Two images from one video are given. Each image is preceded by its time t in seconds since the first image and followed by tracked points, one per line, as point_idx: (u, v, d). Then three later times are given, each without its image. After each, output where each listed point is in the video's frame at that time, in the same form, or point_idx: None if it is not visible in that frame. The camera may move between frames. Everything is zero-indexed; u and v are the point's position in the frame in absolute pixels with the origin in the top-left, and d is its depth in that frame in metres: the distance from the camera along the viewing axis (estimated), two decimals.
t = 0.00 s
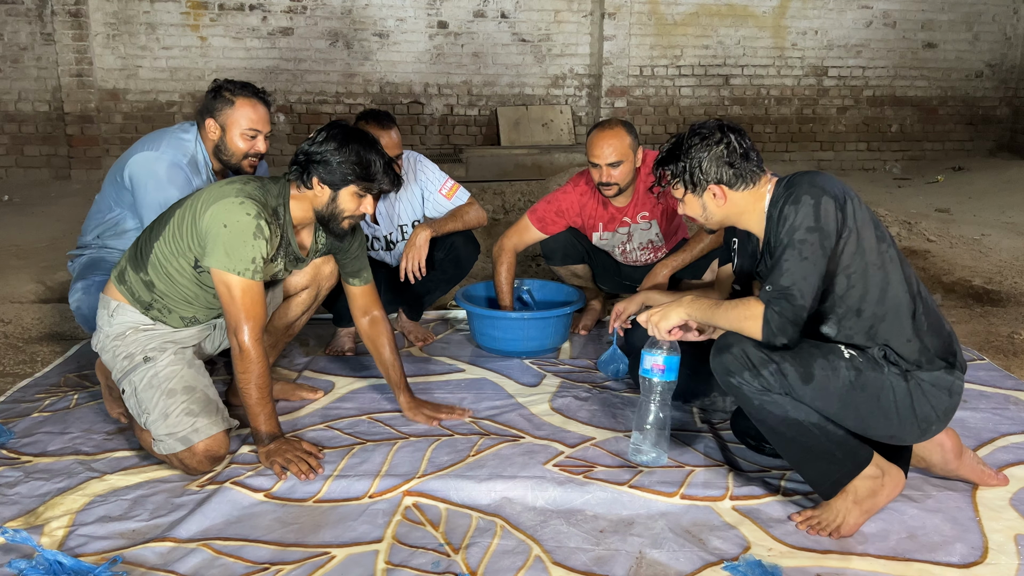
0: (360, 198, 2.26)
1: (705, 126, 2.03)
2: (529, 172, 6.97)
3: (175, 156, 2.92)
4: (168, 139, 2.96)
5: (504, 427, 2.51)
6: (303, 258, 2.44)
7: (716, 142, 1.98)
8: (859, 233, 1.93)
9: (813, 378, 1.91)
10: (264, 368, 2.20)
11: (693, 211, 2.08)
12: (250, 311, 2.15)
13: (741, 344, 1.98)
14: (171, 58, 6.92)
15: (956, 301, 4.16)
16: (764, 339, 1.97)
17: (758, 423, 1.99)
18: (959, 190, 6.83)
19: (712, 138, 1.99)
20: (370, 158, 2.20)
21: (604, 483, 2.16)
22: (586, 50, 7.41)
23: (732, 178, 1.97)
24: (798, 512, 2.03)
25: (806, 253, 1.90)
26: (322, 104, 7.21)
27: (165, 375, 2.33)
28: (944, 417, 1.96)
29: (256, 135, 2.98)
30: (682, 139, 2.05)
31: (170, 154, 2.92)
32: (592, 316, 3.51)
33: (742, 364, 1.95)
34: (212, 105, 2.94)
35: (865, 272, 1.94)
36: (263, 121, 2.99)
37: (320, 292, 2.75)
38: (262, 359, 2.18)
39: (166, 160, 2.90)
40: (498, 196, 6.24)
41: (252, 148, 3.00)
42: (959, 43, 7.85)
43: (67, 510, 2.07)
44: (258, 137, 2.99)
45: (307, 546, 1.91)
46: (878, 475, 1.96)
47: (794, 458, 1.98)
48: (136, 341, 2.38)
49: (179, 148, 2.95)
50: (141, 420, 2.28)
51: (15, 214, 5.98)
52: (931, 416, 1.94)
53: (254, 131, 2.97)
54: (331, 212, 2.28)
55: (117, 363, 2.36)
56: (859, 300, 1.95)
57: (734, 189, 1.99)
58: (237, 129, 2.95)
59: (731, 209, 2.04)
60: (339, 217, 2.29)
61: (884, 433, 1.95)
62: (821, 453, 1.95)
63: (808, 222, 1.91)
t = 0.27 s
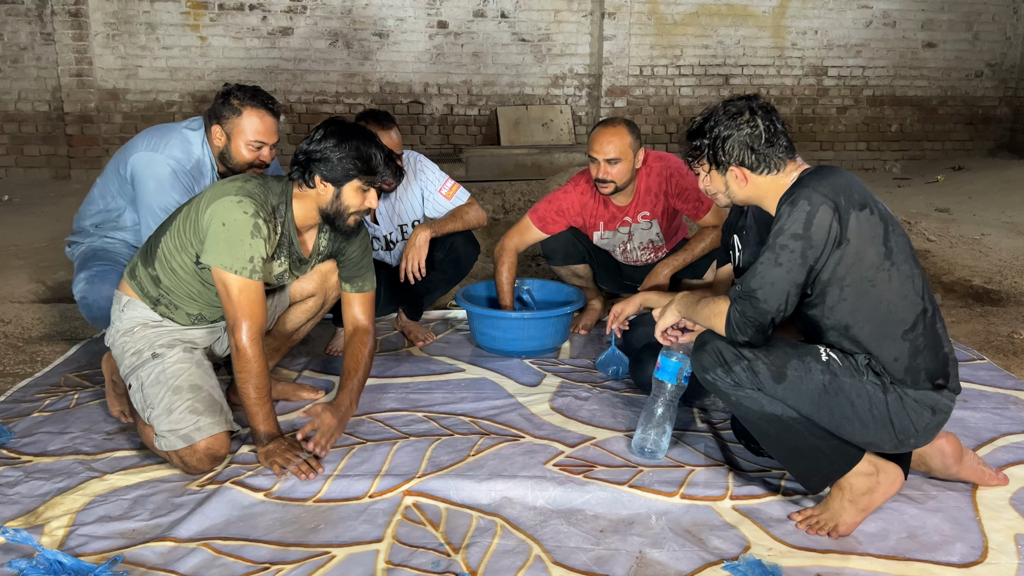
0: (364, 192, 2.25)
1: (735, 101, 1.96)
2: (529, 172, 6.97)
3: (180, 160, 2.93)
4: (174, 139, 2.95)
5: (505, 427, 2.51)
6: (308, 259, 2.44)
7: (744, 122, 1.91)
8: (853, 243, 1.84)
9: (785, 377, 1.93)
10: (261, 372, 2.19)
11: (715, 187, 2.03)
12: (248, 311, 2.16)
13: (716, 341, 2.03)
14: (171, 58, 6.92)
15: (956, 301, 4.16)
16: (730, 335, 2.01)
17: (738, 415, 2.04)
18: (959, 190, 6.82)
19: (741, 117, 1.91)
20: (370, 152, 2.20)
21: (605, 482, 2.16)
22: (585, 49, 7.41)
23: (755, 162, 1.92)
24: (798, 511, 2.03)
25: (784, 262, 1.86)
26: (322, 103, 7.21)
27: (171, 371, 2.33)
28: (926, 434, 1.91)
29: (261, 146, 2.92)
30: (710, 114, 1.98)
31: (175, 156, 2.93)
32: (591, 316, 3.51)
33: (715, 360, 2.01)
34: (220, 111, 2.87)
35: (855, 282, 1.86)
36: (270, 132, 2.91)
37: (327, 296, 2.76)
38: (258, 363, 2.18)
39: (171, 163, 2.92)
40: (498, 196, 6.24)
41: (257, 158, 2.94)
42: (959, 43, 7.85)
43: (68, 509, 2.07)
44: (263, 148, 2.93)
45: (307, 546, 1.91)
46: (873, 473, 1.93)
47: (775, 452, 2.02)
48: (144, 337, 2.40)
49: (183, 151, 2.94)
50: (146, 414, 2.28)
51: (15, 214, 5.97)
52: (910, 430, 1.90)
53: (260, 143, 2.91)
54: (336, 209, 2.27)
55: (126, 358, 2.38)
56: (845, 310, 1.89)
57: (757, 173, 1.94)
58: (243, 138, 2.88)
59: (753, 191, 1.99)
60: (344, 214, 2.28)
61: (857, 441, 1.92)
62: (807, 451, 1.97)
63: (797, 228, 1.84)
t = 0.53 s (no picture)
0: (376, 199, 2.25)
1: (746, 96, 1.94)
2: (529, 171, 6.97)
3: (168, 165, 2.93)
4: (160, 140, 2.94)
5: (505, 427, 2.51)
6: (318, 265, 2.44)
7: (757, 113, 1.89)
8: (857, 250, 1.83)
9: (787, 376, 1.92)
10: (258, 373, 2.20)
11: (730, 186, 1.99)
12: (246, 313, 2.15)
13: (718, 341, 2.04)
14: (171, 57, 6.92)
15: (956, 300, 4.16)
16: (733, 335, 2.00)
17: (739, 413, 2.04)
18: (959, 190, 6.81)
19: (753, 109, 1.90)
20: (381, 160, 2.18)
21: (605, 482, 2.16)
22: (586, 49, 7.41)
23: (774, 152, 1.90)
24: (799, 511, 2.03)
25: (788, 268, 1.85)
26: (322, 103, 7.21)
27: (176, 370, 2.34)
28: (926, 435, 1.91)
29: (249, 139, 2.90)
30: (722, 110, 1.96)
31: (163, 162, 2.93)
32: (592, 316, 3.50)
33: (718, 359, 2.01)
34: (203, 105, 2.85)
35: (858, 285, 1.85)
36: (257, 125, 2.87)
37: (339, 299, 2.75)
38: (256, 365, 2.18)
39: (159, 169, 2.93)
40: (498, 196, 6.24)
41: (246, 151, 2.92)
42: (960, 43, 7.85)
43: (68, 509, 2.07)
44: (252, 141, 2.90)
45: (307, 546, 1.91)
46: (875, 473, 1.93)
47: (777, 451, 2.02)
48: (151, 335, 2.40)
49: (171, 154, 2.94)
50: (149, 412, 2.29)
51: (16, 214, 5.97)
52: (911, 430, 1.90)
53: (248, 137, 2.89)
54: (349, 217, 2.26)
55: (133, 356, 2.39)
56: (848, 313, 1.89)
57: (775, 164, 1.91)
58: (231, 134, 2.87)
59: (769, 186, 1.95)
60: (357, 222, 2.27)
61: (859, 440, 1.92)
62: (808, 449, 1.96)
63: (802, 234, 1.83)
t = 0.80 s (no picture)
0: (416, 204, 2.32)
1: (748, 99, 1.93)
2: (530, 171, 6.97)
3: (159, 156, 2.96)
4: (153, 134, 2.97)
5: (505, 427, 2.51)
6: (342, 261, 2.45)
7: (760, 113, 1.89)
8: (864, 249, 1.83)
9: (795, 377, 1.92)
10: (273, 372, 2.19)
11: (734, 189, 1.98)
12: (266, 317, 2.13)
13: (725, 341, 2.04)
14: (172, 57, 6.92)
15: (957, 300, 4.16)
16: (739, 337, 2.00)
17: (746, 414, 2.04)
18: (960, 190, 6.81)
19: (755, 110, 1.90)
20: (427, 167, 2.24)
21: (605, 481, 2.16)
22: (586, 49, 7.41)
23: (779, 151, 1.90)
24: (799, 511, 2.03)
25: (797, 267, 1.85)
26: (322, 103, 7.21)
27: (178, 369, 2.33)
28: (931, 434, 1.92)
29: (241, 135, 2.91)
30: (723, 112, 1.95)
31: (153, 154, 2.96)
32: (591, 316, 3.50)
33: (725, 360, 2.02)
34: (195, 104, 2.88)
35: (864, 284, 1.86)
36: (248, 119, 2.90)
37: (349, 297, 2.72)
38: (271, 366, 2.17)
39: (147, 160, 2.94)
40: (498, 196, 6.23)
41: (239, 147, 2.93)
42: (960, 42, 7.84)
43: (69, 509, 2.07)
44: (243, 136, 2.91)
45: (307, 545, 1.91)
46: (877, 473, 1.93)
47: (783, 452, 2.01)
48: (157, 326, 2.35)
49: (164, 147, 2.97)
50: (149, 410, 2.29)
51: (16, 214, 5.97)
52: (916, 430, 1.90)
53: (240, 131, 2.89)
54: (388, 220, 2.30)
55: (135, 344, 2.34)
56: (854, 313, 1.89)
57: (781, 163, 1.92)
58: (222, 128, 2.87)
59: (775, 187, 1.95)
60: (394, 226, 2.32)
61: (866, 439, 1.91)
62: (814, 450, 1.96)
63: (810, 233, 1.83)
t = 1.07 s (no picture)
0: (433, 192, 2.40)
1: (750, 100, 1.94)
2: (530, 171, 6.97)
3: (159, 152, 2.98)
4: (156, 133, 3.00)
5: (505, 427, 2.51)
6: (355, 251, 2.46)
7: (762, 113, 1.89)
8: (863, 251, 1.83)
9: (792, 378, 1.92)
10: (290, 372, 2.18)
11: (737, 189, 1.98)
12: (290, 317, 2.12)
13: (723, 342, 2.05)
14: (172, 57, 6.92)
15: (957, 299, 4.16)
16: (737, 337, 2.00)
17: (744, 414, 2.04)
18: (961, 189, 6.80)
19: (757, 110, 1.90)
20: (445, 157, 2.32)
21: (606, 481, 2.16)
22: (586, 49, 7.41)
23: (782, 151, 1.90)
24: (799, 510, 2.03)
25: (794, 269, 1.84)
26: (323, 103, 7.21)
27: (186, 376, 2.30)
28: (930, 437, 1.92)
29: (248, 139, 2.93)
30: (725, 113, 1.95)
31: (156, 150, 2.98)
32: (592, 316, 3.50)
33: (722, 360, 2.03)
34: (205, 107, 2.89)
35: (862, 287, 1.86)
36: (257, 126, 2.93)
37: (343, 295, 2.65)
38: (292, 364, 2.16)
39: (150, 155, 2.96)
40: (498, 195, 6.23)
41: (245, 152, 2.95)
42: (960, 41, 7.84)
43: (69, 509, 2.07)
44: (249, 142, 2.94)
45: (308, 545, 1.91)
46: (876, 473, 1.93)
47: (780, 452, 2.02)
48: (165, 326, 2.32)
49: (166, 145, 2.99)
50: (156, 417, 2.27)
51: (17, 214, 5.97)
52: (914, 432, 1.91)
53: (247, 136, 2.91)
54: (408, 208, 2.38)
55: (141, 342, 2.29)
56: (853, 315, 1.89)
57: (784, 164, 1.92)
58: (229, 132, 2.89)
59: (777, 188, 1.96)
60: (409, 214, 2.41)
61: (863, 441, 1.91)
62: (811, 451, 1.96)
63: (808, 235, 1.83)
